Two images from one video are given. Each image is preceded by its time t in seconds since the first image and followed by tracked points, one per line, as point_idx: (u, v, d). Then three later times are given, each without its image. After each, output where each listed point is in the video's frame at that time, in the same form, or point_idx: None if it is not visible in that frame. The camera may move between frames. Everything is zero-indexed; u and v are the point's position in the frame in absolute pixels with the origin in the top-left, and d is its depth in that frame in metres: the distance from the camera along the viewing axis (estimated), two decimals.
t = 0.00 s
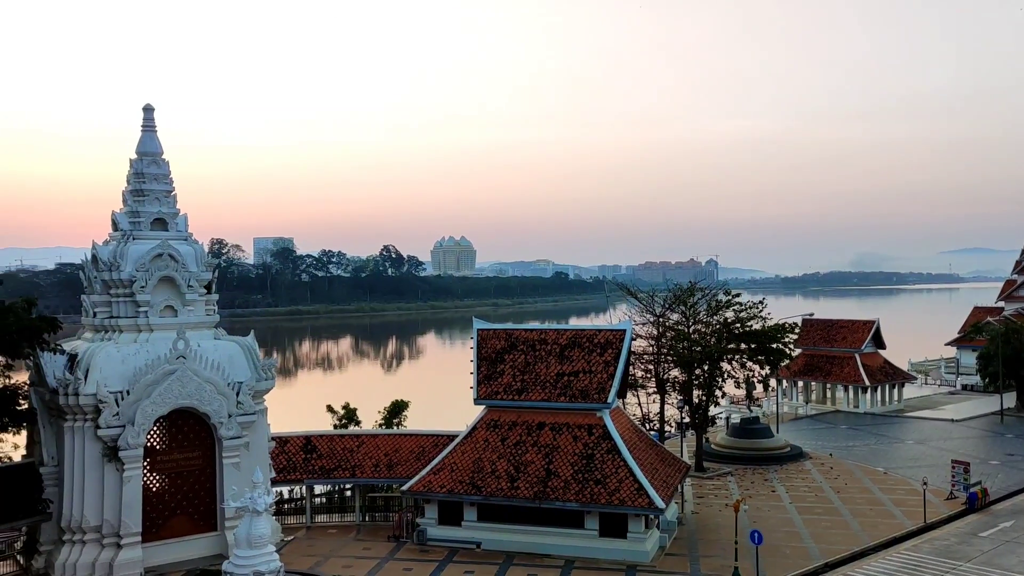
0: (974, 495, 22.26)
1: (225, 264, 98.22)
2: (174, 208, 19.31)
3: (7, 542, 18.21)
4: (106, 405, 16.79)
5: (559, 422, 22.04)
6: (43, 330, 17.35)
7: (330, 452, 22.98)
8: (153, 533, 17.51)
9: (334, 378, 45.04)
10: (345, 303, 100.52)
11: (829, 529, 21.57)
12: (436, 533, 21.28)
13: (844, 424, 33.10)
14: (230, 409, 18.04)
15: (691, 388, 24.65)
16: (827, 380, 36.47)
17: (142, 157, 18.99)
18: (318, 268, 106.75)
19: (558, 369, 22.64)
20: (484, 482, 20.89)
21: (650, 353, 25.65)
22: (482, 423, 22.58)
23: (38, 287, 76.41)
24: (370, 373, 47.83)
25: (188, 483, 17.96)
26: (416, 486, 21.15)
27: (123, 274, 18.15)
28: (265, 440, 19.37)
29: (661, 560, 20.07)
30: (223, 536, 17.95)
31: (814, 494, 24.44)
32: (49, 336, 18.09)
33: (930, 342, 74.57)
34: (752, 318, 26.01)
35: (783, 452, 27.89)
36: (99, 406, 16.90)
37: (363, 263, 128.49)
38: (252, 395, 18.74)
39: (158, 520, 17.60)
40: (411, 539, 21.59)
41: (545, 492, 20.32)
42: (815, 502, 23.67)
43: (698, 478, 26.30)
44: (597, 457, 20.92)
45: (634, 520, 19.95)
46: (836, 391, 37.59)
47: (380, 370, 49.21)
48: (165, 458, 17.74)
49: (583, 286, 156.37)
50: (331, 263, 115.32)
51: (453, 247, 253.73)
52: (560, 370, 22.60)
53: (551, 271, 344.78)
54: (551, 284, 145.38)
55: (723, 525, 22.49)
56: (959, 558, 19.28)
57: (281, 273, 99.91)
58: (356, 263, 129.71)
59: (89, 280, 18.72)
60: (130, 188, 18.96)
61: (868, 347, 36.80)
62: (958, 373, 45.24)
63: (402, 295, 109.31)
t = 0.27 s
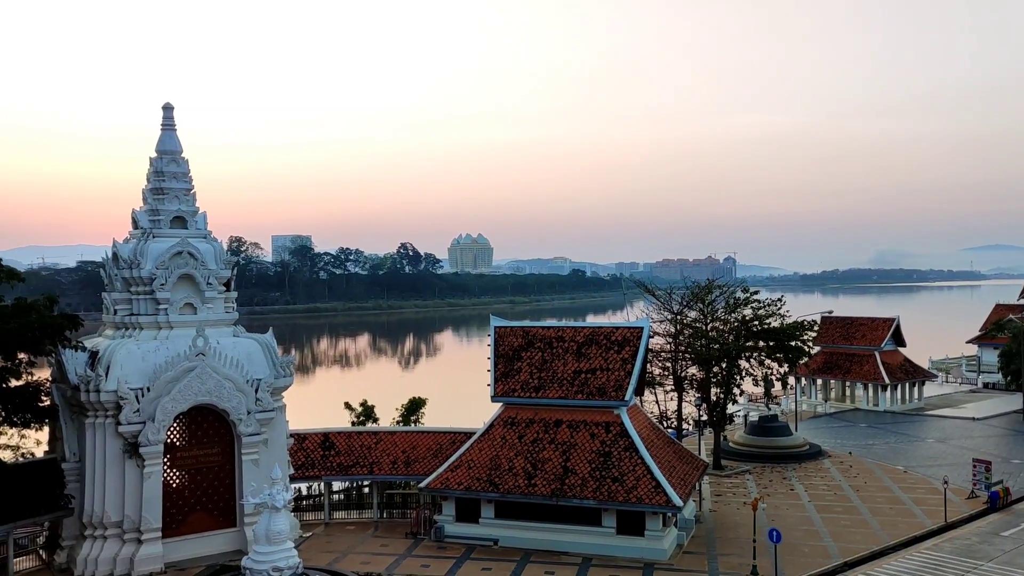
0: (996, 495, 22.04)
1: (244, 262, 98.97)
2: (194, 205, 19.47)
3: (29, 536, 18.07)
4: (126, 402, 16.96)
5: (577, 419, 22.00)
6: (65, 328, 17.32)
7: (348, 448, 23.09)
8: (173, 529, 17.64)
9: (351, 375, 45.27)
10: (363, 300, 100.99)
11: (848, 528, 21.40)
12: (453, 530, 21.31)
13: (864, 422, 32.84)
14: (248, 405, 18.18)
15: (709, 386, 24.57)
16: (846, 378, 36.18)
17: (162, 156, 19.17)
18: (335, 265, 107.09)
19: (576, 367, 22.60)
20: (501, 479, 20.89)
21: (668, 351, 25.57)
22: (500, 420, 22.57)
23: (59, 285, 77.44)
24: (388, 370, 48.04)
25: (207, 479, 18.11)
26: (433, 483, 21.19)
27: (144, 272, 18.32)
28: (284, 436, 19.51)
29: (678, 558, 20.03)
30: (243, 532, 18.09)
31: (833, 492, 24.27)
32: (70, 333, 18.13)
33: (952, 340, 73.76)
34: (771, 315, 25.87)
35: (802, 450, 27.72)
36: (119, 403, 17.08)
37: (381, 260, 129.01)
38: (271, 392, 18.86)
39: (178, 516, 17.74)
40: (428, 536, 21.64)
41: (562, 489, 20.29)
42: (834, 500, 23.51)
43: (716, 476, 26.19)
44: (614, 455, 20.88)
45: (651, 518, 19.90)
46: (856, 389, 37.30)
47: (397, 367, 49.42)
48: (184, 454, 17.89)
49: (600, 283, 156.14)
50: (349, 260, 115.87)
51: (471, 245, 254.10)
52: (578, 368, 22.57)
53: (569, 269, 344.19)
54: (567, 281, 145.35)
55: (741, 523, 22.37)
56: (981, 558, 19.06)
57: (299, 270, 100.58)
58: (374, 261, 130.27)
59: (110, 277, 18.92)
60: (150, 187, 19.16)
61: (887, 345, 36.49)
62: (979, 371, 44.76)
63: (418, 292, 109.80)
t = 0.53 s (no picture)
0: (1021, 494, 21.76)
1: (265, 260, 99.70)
2: (215, 204, 19.64)
3: (53, 531, 18.43)
4: (149, 399, 17.13)
5: (596, 417, 21.94)
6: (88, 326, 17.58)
7: (368, 446, 23.17)
8: (195, 525, 17.78)
9: (372, 372, 45.48)
10: (383, 298, 101.41)
11: (869, 527, 21.20)
12: (473, 528, 21.32)
13: (886, 421, 32.52)
14: (269, 403, 18.33)
15: (729, 384, 24.46)
16: (868, 377, 35.84)
17: (184, 154, 19.35)
18: (355, 264, 107.50)
19: (595, 365, 22.55)
20: (520, 477, 20.89)
21: (687, 349, 25.47)
22: (519, 418, 22.55)
23: (83, 284, 78.41)
24: (407, 367, 48.22)
25: (229, 476, 18.25)
26: (453, 480, 21.23)
27: (166, 270, 18.50)
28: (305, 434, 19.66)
29: (699, 557, 19.95)
30: (264, 528, 18.23)
31: (855, 492, 24.07)
32: (94, 331, 18.38)
33: (977, 338, 72.84)
34: (791, 313, 25.71)
35: (823, 448, 27.53)
36: (142, 400, 17.27)
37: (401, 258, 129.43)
38: (291, 389, 19.01)
39: (200, 512, 17.88)
40: (448, 533, 21.68)
41: (581, 487, 20.25)
42: (856, 499, 23.31)
43: (736, 475, 26.06)
44: (633, 453, 20.81)
45: (671, 516, 19.83)
46: (878, 387, 36.95)
47: (416, 365, 49.58)
48: (205, 451, 18.05)
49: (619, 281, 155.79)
50: (369, 258, 116.39)
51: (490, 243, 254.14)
52: (597, 366, 22.51)
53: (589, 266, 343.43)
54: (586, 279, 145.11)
55: (761, 522, 22.23)
56: (1005, 558, 18.81)
57: (319, 268, 101.12)
58: (393, 259, 130.72)
59: (133, 275, 19.13)
60: (172, 185, 19.34)
61: (909, 343, 36.13)
62: (1004, 370, 44.19)
63: (437, 290, 110.08)
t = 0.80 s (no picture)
0: None
1: (288, 259, 100.47)
2: (238, 203, 19.81)
3: (81, 526, 18.70)
4: (174, 396, 17.34)
5: (617, 416, 21.86)
6: (115, 324, 17.78)
7: (390, 443, 23.25)
8: (219, 521, 17.97)
9: (394, 370, 45.68)
10: (405, 296, 101.81)
11: (895, 527, 20.96)
12: (495, 525, 21.33)
13: (911, 420, 32.14)
14: (293, 400, 18.48)
15: (752, 382, 24.34)
16: (893, 375, 35.43)
17: (208, 154, 19.54)
18: (377, 262, 107.92)
19: (617, 363, 22.44)
20: (542, 475, 20.88)
21: (710, 347, 25.33)
22: (540, 416, 22.50)
23: (110, 282, 79.42)
24: (429, 365, 48.36)
25: (253, 472, 18.42)
26: (475, 478, 21.26)
27: (191, 268, 18.71)
28: (327, 430, 19.78)
29: (722, 556, 19.84)
30: (288, 524, 18.39)
31: (879, 491, 23.81)
32: (121, 329, 18.59)
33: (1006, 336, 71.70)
34: (815, 311, 25.50)
35: (847, 447, 27.27)
36: (168, 397, 17.48)
37: (422, 256, 129.80)
38: (314, 387, 19.15)
39: (225, 509, 18.06)
40: (470, 530, 21.71)
41: (603, 486, 20.21)
42: (881, 499, 23.05)
43: (759, 474, 25.87)
44: (655, 451, 20.73)
45: (693, 515, 19.73)
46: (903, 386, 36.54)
47: (438, 362, 49.76)
48: (230, 448, 18.23)
49: (641, 279, 155.25)
50: (391, 257, 116.90)
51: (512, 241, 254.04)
52: (619, 364, 22.40)
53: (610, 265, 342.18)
54: (607, 277, 144.71)
55: (785, 521, 22.06)
56: None
57: (342, 266, 101.65)
58: (415, 257, 131.20)
59: (158, 274, 19.33)
60: (197, 184, 19.55)
61: (935, 341, 35.70)
62: None
63: (459, 288, 110.29)
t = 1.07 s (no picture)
0: None
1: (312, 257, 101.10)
2: (264, 202, 19.97)
3: (110, 522, 18.97)
4: (201, 394, 17.53)
5: (641, 414, 21.77)
6: (143, 322, 18.04)
7: (414, 441, 23.33)
8: (245, 517, 18.16)
9: (417, 368, 45.81)
10: (428, 294, 102.12)
11: (923, 527, 20.68)
12: (518, 523, 21.33)
13: (940, 419, 31.68)
14: (317, 398, 18.60)
15: (777, 381, 24.11)
16: (921, 374, 34.94)
17: (234, 153, 19.72)
18: (400, 260, 108.31)
19: (641, 361, 22.32)
20: (566, 473, 20.83)
21: (734, 345, 25.15)
22: (564, 414, 22.45)
23: (138, 281, 80.41)
24: (452, 363, 48.44)
25: (278, 469, 18.58)
26: (498, 475, 21.27)
27: (217, 267, 18.90)
28: (352, 427, 19.90)
29: (747, 555, 19.70)
30: (313, 521, 18.53)
31: (907, 491, 23.50)
32: (149, 327, 18.82)
33: None
34: (842, 309, 25.20)
35: (874, 447, 26.95)
36: (194, 394, 17.67)
37: (446, 255, 130.07)
38: (339, 384, 19.27)
39: (251, 505, 18.24)
40: (493, 528, 21.72)
41: (627, 484, 20.14)
42: (909, 498, 22.75)
43: (785, 473, 25.63)
44: (680, 450, 20.61)
45: (718, 514, 19.60)
46: (931, 384, 36.02)
47: (461, 360, 49.84)
48: (256, 444, 18.40)
49: (665, 276, 154.44)
50: (414, 255, 117.33)
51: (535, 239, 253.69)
52: (643, 362, 22.28)
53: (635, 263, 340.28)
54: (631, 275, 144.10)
55: (811, 521, 21.84)
56: None
57: (366, 264, 102.10)
58: (438, 255, 131.53)
59: (185, 272, 19.53)
60: (223, 184, 19.74)
61: (965, 339, 35.16)
62: None
63: (482, 286, 110.41)
